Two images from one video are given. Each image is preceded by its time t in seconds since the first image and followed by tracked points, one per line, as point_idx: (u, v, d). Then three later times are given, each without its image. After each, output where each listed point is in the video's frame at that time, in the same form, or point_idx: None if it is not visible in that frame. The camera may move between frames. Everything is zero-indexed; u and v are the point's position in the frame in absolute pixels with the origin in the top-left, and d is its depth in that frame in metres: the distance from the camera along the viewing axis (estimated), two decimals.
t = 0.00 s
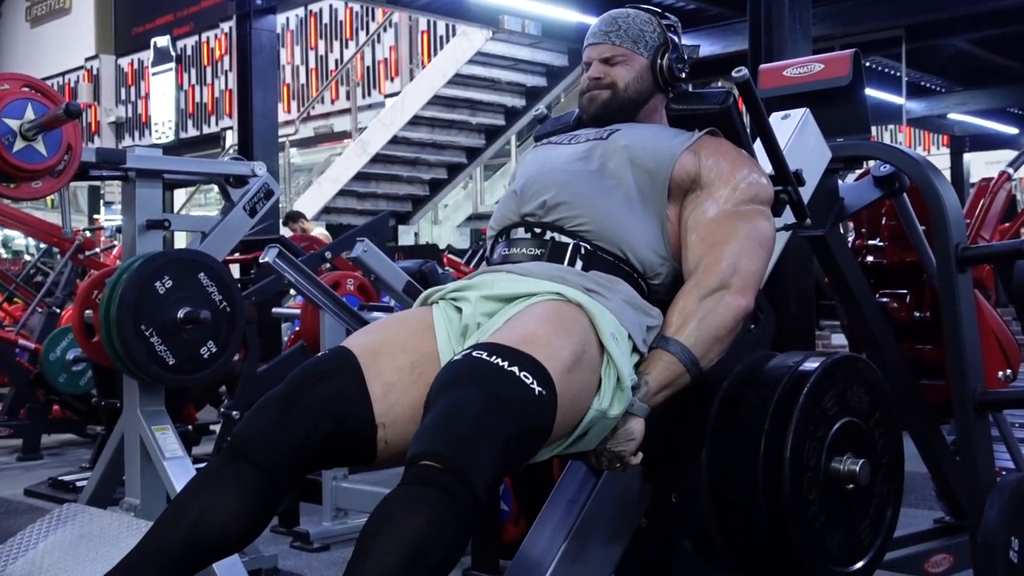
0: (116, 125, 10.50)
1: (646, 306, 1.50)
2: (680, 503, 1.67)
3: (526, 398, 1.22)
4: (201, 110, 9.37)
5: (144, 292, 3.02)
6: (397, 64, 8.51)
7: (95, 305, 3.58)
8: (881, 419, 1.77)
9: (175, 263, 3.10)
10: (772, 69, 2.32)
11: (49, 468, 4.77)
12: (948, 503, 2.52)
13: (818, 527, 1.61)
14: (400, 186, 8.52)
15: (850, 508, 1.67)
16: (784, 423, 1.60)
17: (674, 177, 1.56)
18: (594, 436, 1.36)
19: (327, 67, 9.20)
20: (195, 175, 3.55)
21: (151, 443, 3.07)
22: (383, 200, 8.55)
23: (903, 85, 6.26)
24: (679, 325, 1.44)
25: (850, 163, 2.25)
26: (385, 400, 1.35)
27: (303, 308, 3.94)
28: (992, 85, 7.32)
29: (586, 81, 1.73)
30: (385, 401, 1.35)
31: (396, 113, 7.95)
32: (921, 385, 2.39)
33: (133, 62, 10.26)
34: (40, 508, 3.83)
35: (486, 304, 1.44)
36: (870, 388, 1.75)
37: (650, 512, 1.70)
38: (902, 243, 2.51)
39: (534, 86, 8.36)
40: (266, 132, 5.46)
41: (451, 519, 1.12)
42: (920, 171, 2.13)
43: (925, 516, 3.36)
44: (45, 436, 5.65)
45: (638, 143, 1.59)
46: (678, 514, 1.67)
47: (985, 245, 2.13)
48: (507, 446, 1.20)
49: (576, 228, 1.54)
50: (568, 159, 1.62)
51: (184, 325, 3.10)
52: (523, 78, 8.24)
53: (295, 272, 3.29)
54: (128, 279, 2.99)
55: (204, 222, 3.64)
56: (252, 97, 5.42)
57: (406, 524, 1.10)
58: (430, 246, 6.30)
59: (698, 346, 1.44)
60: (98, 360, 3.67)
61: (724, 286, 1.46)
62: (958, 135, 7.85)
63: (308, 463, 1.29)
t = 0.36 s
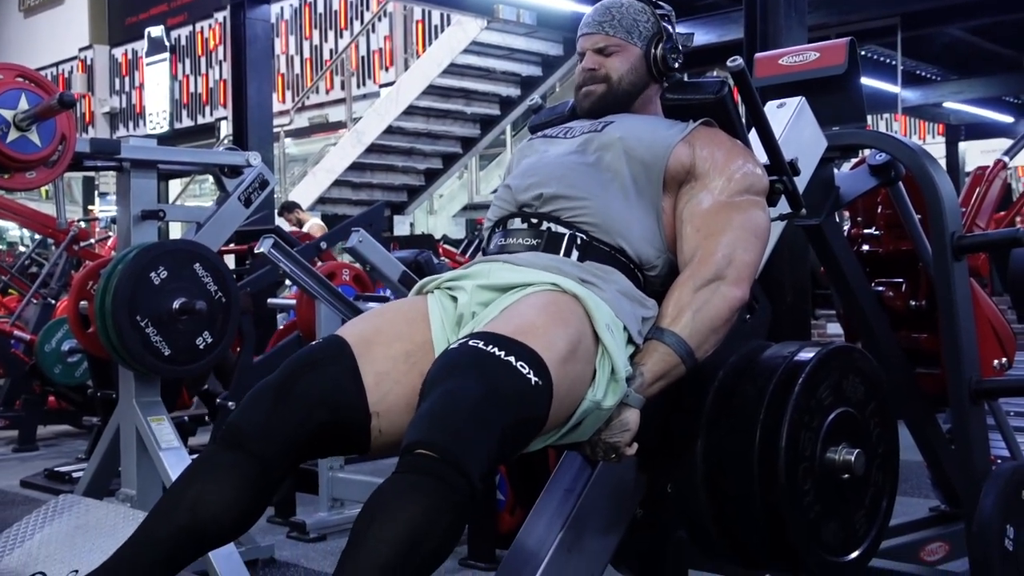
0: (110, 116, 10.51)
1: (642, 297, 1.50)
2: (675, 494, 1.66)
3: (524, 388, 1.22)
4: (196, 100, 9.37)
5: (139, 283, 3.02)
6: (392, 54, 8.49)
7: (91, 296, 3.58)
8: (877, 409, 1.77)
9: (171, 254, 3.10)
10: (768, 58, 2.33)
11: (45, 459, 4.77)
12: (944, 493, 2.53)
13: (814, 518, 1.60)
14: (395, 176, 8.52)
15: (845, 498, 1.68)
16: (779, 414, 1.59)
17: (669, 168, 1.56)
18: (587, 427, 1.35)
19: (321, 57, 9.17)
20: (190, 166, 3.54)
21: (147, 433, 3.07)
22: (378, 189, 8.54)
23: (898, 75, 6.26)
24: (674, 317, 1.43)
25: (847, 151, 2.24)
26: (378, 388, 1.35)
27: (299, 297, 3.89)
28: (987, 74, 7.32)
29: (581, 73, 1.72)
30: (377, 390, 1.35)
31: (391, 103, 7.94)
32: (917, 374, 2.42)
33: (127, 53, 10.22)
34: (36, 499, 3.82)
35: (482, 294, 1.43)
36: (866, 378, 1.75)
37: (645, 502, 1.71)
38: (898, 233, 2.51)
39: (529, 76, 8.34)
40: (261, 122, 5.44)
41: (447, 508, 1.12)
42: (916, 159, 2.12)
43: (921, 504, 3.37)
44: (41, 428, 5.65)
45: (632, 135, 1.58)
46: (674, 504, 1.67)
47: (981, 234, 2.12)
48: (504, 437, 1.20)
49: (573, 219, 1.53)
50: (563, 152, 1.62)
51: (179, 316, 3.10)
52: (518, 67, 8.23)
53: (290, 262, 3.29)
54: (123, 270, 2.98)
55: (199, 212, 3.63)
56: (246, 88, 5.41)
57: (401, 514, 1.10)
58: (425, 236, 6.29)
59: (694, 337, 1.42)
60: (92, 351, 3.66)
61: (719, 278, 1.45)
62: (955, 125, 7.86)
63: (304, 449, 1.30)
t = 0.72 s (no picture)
0: (104, 110, 10.50)
1: (620, 314, 1.50)
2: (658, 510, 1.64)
3: (519, 367, 1.22)
4: (190, 94, 9.35)
5: (134, 276, 3.01)
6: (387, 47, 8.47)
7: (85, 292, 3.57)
8: (862, 424, 1.77)
9: (165, 249, 3.10)
10: (764, 50, 2.32)
11: (40, 454, 4.76)
12: (938, 485, 2.54)
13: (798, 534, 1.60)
14: (390, 170, 8.53)
15: (831, 514, 1.67)
16: (763, 432, 1.59)
17: (650, 180, 1.56)
18: (564, 441, 1.34)
19: (315, 51, 9.16)
20: (184, 160, 3.54)
21: (142, 428, 3.08)
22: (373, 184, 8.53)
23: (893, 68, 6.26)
24: (654, 335, 1.42)
25: (840, 145, 2.23)
26: (334, 365, 1.34)
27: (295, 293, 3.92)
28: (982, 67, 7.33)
29: (587, 58, 1.75)
30: (331, 366, 1.33)
31: (386, 97, 7.94)
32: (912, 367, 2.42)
33: (120, 47, 10.21)
34: (31, 495, 3.82)
35: (468, 303, 1.39)
36: (851, 392, 1.75)
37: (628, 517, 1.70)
38: (892, 226, 2.50)
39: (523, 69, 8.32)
40: (255, 116, 5.44)
41: (438, 483, 1.13)
42: (911, 153, 2.12)
43: (915, 496, 3.38)
44: (36, 423, 5.64)
45: (614, 144, 1.59)
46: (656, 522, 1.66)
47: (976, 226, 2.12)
48: (495, 410, 1.20)
49: (547, 233, 1.53)
50: (544, 159, 1.62)
51: (174, 311, 3.10)
52: (513, 61, 8.22)
53: (285, 257, 3.29)
54: (118, 264, 2.98)
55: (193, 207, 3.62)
56: (241, 82, 5.40)
57: (389, 494, 1.11)
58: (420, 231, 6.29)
59: (675, 356, 1.42)
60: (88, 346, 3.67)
61: (700, 294, 1.45)
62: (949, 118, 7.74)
63: (256, 418, 1.30)
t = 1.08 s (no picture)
0: (99, 109, 10.50)
1: (586, 363, 1.49)
2: (628, 565, 1.58)
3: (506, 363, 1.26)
4: (185, 93, 9.36)
5: (129, 275, 3.02)
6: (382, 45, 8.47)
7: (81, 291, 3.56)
8: (835, 472, 1.75)
9: (160, 248, 3.10)
10: (758, 47, 2.32)
11: (36, 453, 4.76)
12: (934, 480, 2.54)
13: None
14: (386, 168, 8.53)
15: (802, 566, 1.65)
16: (732, 486, 1.57)
17: (614, 227, 1.54)
18: (523, 484, 1.35)
19: (311, 49, 9.16)
20: (180, 158, 3.55)
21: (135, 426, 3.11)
22: (369, 181, 8.54)
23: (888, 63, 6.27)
24: (619, 389, 1.39)
25: (836, 140, 2.22)
26: (280, 362, 1.28)
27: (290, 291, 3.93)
28: (977, 62, 7.33)
29: (548, 110, 1.76)
30: (277, 361, 1.28)
31: (381, 93, 7.93)
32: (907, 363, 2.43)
33: (115, 45, 10.20)
34: (27, 494, 3.82)
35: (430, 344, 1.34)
36: (824, 440, 1.73)
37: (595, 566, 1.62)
38: (887, 222, 2.51)
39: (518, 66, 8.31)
40: (251, 114, 5.44)
41: (419, 464, 1.13)
42: (905, 148, 2.12)
43: (911, 492, 3.39)
44: (33, 423, 5.63)
45: (577, 187, 1.57)
46: None
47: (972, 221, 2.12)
48: (471, 395, 1.20)
49: (508, 280, 1.51)
50: (505, 205, 1.60)
51: (170, 310, 3.11)
52: (508, 59, 8.21)
53: (281, 255, 3.29)
54: (113, 263, 2.98)
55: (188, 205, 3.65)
56: (236, 80, 5.39)
57: (363, 477, 1.11)
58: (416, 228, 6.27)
59: (639, 411, 1.38)
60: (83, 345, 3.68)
61: (663, 347, 1.42)
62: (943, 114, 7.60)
63: (202, 402, 1.26)
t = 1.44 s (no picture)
0: (96, 108, 10.49)
1: (557, 418, 1.47)
2: None
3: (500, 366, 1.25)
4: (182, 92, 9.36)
5: (130, 273, 3.14)
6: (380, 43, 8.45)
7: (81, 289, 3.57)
8: (813, 521, 1.72)
9: (159, 246, 3.23)
10: (757, 43, 2.33)
11: (36, 452, 4.76)
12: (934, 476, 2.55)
13: None
14: (384, 166, 8.55)
15: None
16: (705, 540, 1.54)
17: (583, 277, 1.56)
18: (494, 527, 1.35)
19: (309, 48, 9.14)
20: (180, 156, 3.58)
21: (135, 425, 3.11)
22: (367, 179, 8.55)
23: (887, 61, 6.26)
24: (584, 450, 1.37)
25: (836, 136, 2.22)
26: (244, 369, 1.37)
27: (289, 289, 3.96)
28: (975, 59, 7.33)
29: (513, 161, 1.79)
30: (241, 368, 1.37)
31: (379, 91, 7.92)
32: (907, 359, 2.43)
33: (113, 45, 10.20)
34: (27, 492, 3.82)
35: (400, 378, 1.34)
36: (801, 490, 1.69)
37: None
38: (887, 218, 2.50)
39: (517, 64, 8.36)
40: (249, 112, 5.44)
41: (415, 459, 1.13)
42: (905, 143, 2.12)
43: (911, 488, 3.39)
44: (32, 422, 5.63)
45: (543, 237, 1.59)
46: None
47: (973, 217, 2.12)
48: (466, 392, 1.20)
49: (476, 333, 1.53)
50: (471, 256, 1.62)
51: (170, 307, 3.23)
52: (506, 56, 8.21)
53: (281, 252, 3.27)
54: (114, 259, 3.12)
55: (187, 203, 3.65)
56: (234, 79, 5.39)
57: (360, 474, 1.12)
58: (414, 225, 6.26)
59: (606, 471, 1.36)
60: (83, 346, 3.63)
61: (631, 404, 1.40)
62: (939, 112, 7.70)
63: (174, 396, 1.34)
